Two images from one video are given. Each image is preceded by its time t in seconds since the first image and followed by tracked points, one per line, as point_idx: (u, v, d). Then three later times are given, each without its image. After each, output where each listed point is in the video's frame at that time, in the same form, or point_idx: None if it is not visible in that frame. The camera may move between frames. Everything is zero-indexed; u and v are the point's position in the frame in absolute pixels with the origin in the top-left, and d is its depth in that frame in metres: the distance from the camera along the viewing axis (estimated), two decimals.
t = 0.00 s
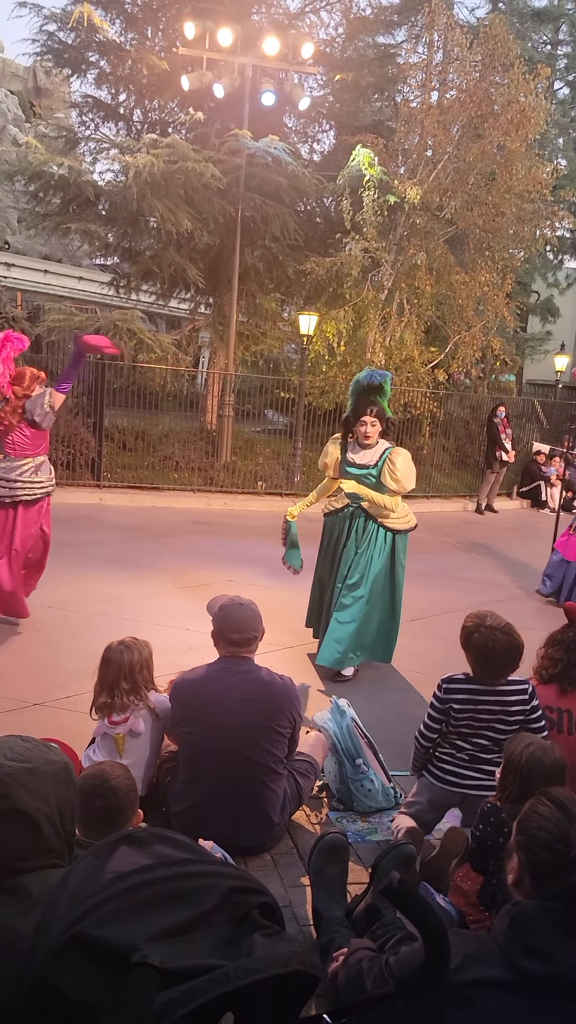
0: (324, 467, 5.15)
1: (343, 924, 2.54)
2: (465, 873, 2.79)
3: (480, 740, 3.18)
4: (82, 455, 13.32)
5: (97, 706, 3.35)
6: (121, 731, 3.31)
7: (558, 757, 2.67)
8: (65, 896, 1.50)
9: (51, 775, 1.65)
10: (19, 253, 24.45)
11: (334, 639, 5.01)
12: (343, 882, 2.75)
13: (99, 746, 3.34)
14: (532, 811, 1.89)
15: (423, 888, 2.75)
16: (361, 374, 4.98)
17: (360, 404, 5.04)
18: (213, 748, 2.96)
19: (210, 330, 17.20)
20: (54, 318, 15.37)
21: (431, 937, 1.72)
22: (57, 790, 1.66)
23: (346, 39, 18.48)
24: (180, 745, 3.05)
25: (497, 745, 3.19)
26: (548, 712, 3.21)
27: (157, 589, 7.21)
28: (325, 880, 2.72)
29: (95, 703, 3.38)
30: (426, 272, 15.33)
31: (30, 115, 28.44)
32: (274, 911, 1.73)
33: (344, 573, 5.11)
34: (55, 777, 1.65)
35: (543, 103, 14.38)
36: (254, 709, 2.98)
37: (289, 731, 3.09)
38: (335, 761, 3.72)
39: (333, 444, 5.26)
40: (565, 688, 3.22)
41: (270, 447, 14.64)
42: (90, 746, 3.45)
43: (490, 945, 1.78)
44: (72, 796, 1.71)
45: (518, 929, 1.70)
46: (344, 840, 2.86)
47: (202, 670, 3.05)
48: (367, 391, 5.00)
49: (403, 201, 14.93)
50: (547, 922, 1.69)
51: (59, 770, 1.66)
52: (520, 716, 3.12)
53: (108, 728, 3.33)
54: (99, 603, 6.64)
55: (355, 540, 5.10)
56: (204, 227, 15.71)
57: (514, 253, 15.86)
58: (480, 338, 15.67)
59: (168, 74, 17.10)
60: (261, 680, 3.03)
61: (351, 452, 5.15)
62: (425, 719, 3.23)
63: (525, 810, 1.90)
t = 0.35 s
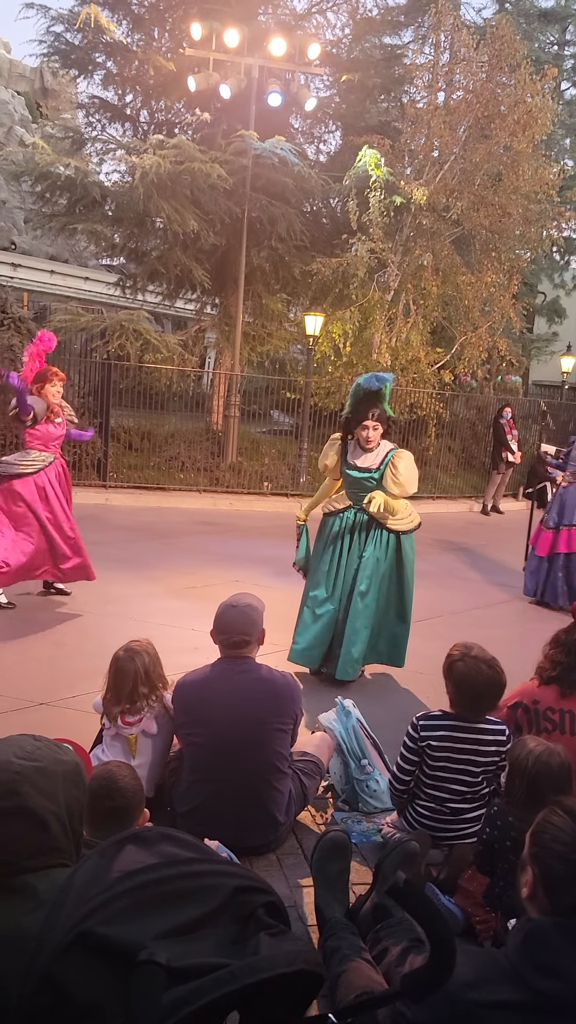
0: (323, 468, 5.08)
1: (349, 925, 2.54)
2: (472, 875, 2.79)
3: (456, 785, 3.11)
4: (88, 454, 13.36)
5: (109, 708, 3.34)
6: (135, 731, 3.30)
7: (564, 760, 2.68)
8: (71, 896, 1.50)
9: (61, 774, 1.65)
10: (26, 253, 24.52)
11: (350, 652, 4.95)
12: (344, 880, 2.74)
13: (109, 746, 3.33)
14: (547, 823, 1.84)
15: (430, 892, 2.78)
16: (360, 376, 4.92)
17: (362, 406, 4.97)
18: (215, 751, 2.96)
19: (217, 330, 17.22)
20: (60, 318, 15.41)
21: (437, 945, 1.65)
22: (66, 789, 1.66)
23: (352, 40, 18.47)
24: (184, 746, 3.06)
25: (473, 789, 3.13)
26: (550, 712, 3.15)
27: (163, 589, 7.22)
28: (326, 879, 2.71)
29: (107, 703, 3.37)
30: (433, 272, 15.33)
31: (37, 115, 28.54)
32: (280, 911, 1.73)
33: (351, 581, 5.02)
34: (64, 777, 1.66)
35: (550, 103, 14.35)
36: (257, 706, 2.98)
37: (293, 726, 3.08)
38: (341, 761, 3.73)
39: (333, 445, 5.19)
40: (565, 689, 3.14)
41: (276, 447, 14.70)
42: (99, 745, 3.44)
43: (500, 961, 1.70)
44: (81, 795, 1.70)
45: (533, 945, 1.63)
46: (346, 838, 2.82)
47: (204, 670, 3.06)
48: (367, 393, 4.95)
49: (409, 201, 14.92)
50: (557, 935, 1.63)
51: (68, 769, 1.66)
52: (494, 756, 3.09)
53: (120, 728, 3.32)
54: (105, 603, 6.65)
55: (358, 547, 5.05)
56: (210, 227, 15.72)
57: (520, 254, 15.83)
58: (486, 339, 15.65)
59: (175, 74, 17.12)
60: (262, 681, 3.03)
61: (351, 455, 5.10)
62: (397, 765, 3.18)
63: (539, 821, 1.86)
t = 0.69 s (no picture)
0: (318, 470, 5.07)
1: (348, 924, 2.53)
2: (469, 874, 2.78)
3: (460, 777, 3.11)
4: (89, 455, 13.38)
5: (111, 706, 3.34)
6: (134, 730, 3.31)
7: (565, 760, 2.64)
8: (71, 895, 1.50)
9: (64, 774, 1.64)
10: (26, 254, 24.54)
11: (366, 655, 5.00)
12: (345, 880, 2.76)
13: (108, 745, 3.34)
14: (558, 830, 1.74)
15: (430, 891, 2.80)
16: (356, 384, 4.90)
17: (358, 408, 4.94)
18: (214, 751, 2.97)
19: (217, 330, 17.22)
20: (60, 318, 15.44)
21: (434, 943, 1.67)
22: (69, 789, 1.65)
23: (353, 41, 18.46)
24: (183, 747, 3.06)
25: (477, 781, 3.12)
26: (549, 713, 3.16)
27: (162, 589, 7.22)
28: (327, 877, 2.73)
29: (107, 702, 3.38)
30: (433, 273, 15.35)
31: (38, 116, 28.56)
32: (280, 909, 1.74)
33: (360, 586, 5.00)
34: (68, 777, 1.65)
35: (550, 103, 14.36)
36: (256, 704, 2.99)
37: (292, 724, 3.08)
38: (341, 761, 3.73)
39: (330, 444, 5.16)
40: (563, 690, 3.14)
41: (276, 447, 14.74)
42: (98, 743, 3.44)
43: (505, 972, 1.61)
44: (84, 795, 1.69)
45: (542, 956, 1.54)
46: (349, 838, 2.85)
47: (201, 671, 3.06)
48: (362, 399, 4.92)
49: (409, 201, 14.94)
50: (566, 947, 1.54)
51: (72, 769, 1.65)
52: (496, 746, 3.10)
53: (120, 726, 3.33)
54: (104, 603, 6.65)
55: (358, 550, 5.02)
56: (210, 227, 15.72)
57: (520, 254, 15.83)
58: (487, 339, 15.64)
59: (175, 75, 17.13)
60: (260, 680, 3.03)
61: (347, 457, 5.08)
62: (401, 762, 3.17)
63: (550, 827, 1.77)
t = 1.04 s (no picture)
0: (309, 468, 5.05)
1: (341, 923, 2.53)
2: (462, 871, 2.80)
3: (455, 749, 3.15)
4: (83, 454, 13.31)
5: (105, 703, 3.33)
6: (129, 727, 3.31)
7: (558, 760, 2.65)
8: (63, 895, 1.50)
9: (57, 775, 1.63)
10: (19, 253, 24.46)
11: (353, 654, 5.00)
12: (341, 878, 2.76)
13: (104, 741, 3.34)
14: (552, 827, 1.74)
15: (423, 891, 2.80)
16: (349, 384, 4.89)
17: (350, 408, 4.93)
18: (206, 751, 2.96)
19: (211, 330, 17.21)
20: (54, 317, 15.41)
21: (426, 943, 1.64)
22: (63, 788, 1.64)
23: (347, 40, 18.45)
24: (175, 747, 3.05)
25: (471, 752, 3.16)
26: (543, 712, 3.15)
27: (155, 589, 7.20)
28: (323, 875, 2.73)
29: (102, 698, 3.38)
30: (427, 273, 15.36)
31: (31, 114, 28.48)
32: (272, 909, 1.73)
33: (349, 587, 4.99)
34: (62, 776, 1.63)
35: (544, 104, 14.41)
36: (249, 703, 2.98)
37: (284, 722, 3.08)
38: (334, 761, 3.72)
39: (321, 445, 5.15)
40: (559, 689, 3.13)
41: (270, 446, 14.71)
42: (93, 743, 3.44)
43: (499, 970, 1.60)
44: (78, 795, 1.69)
45: (537, 952, 1.55)
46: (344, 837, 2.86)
47: (192, 672, 3.05)
48: (352, 400, 4.90)
49: (403, 201, 14.96)
50: (565, 944, 1.55)
51: (66, 769, 1.64)
52: (488, 719, 3.15)
53: (115, 722, 3.33)
54: (97, 603, 6.63)
55: (348, 549, 5.02)
56: (204, 227, 15.71)
57: (514, 254, 15.85)
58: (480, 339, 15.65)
59: (169, 74, 17.14)
60: (252, 680, 3.03)
61: (338, 456, 5.07)
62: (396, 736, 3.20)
63: (544, 825, 1.77)
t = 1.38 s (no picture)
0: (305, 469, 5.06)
1: (335, 925, 2.54)
2: (459, 874, 2.82)
3: (422, 726, 3.35)
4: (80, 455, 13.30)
5: (98, 700, 3.34)
6: (121, 725, 3.31)
7: (552, 761, 2.65)
8: (56, 897, 1.50)
9: (52, 777, 1.63)
10: (17, 253, 24.45)
11: (345, 654, 4.99)
12: (327, 878, 2.75)
13: (95, 740, 3.32)
14: (545, 828, 1.74)
15: (418, 891, 2.81)
16: (344, 385, 4.89)
17: (345, 410, 4.92)
18: (203, 752, 2.96)
19: (209, 330, 17.20)
20: (51, 318, 15.42)
21: (422, 946, 1.73)
22: (57, 791, 1.64)
23: (344, 41, 18.47)
24: (171, 747, 3.04)
25: (437, 726, 3.37)
26: (539, 712, 3.12)
27: (152, 590, 7.21)
28: (309, 877, 2.71)
29: (94, 694, 3.38)
30: (424, 273, 15.37)
31: (28, 114, 28.51)
32: (266, 910, 1.73)
33: (342, 587, 4.98)
34: (56, 778, 1.64)
35: (541, 104, 14.42)
36: (246, 703, 2.99)
37: (280, 722, 3.09)
38: (331, 761, 3.72)
39: (317, 446, 5.15)
40: (555, 689, 3.12)
41: (268, 447, 14.71)
42: (85, 741, 3.44)
43: (492, 973, 1.59)
44: (73, 798, 1.68)
45: (530, 954, 1.54)
46: (328, 835, 2.84)
47: (187, 674, 3.06)
48: (347, 402, 4.91)
49: (400, 201, 14.96)
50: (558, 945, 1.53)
51: (60, 771, 1.64)
52: (450, 695, 3.36)
53: (106, 721, 3.32)
54: (95, 604, 6.64)
55: (343, 549, 5.02)
56: (202, 227, 15.71)
57: (512, 254, 15.85)
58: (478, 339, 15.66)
59: (166, 74, 17.17)
60: (248, 680, 3.04)
61: (334, 456, 5.07)
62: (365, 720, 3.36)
63: (536, 825, 1.76)
